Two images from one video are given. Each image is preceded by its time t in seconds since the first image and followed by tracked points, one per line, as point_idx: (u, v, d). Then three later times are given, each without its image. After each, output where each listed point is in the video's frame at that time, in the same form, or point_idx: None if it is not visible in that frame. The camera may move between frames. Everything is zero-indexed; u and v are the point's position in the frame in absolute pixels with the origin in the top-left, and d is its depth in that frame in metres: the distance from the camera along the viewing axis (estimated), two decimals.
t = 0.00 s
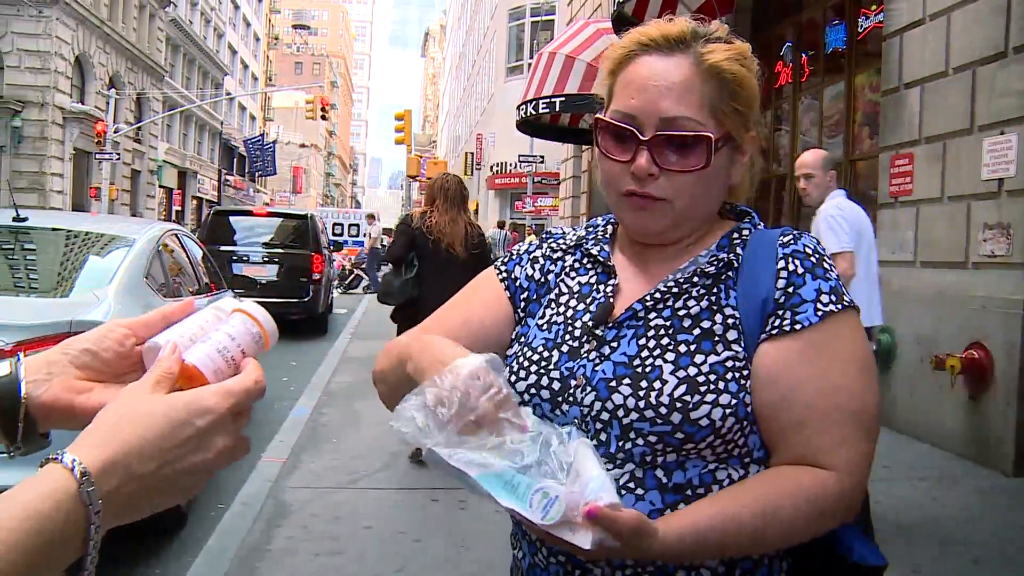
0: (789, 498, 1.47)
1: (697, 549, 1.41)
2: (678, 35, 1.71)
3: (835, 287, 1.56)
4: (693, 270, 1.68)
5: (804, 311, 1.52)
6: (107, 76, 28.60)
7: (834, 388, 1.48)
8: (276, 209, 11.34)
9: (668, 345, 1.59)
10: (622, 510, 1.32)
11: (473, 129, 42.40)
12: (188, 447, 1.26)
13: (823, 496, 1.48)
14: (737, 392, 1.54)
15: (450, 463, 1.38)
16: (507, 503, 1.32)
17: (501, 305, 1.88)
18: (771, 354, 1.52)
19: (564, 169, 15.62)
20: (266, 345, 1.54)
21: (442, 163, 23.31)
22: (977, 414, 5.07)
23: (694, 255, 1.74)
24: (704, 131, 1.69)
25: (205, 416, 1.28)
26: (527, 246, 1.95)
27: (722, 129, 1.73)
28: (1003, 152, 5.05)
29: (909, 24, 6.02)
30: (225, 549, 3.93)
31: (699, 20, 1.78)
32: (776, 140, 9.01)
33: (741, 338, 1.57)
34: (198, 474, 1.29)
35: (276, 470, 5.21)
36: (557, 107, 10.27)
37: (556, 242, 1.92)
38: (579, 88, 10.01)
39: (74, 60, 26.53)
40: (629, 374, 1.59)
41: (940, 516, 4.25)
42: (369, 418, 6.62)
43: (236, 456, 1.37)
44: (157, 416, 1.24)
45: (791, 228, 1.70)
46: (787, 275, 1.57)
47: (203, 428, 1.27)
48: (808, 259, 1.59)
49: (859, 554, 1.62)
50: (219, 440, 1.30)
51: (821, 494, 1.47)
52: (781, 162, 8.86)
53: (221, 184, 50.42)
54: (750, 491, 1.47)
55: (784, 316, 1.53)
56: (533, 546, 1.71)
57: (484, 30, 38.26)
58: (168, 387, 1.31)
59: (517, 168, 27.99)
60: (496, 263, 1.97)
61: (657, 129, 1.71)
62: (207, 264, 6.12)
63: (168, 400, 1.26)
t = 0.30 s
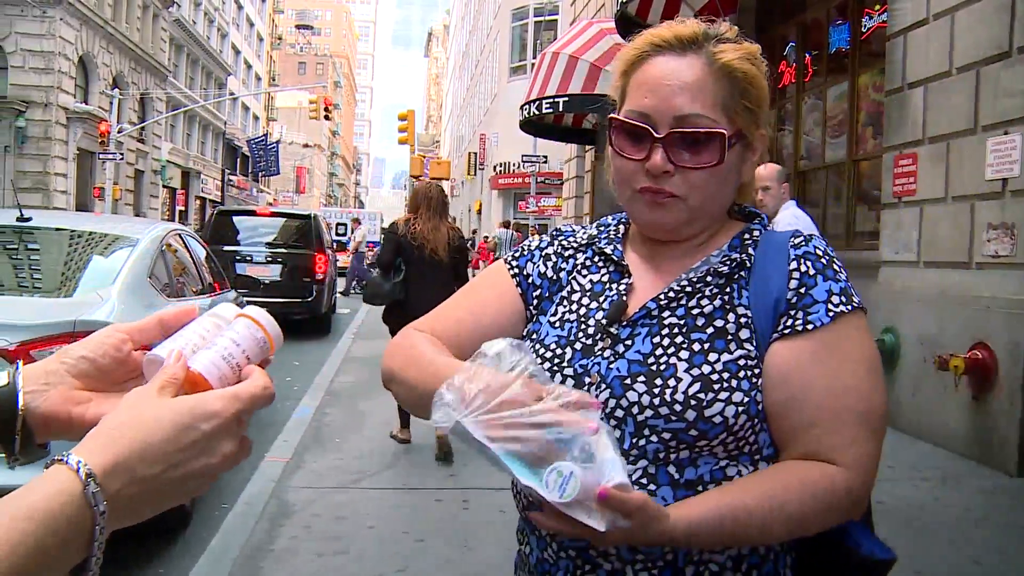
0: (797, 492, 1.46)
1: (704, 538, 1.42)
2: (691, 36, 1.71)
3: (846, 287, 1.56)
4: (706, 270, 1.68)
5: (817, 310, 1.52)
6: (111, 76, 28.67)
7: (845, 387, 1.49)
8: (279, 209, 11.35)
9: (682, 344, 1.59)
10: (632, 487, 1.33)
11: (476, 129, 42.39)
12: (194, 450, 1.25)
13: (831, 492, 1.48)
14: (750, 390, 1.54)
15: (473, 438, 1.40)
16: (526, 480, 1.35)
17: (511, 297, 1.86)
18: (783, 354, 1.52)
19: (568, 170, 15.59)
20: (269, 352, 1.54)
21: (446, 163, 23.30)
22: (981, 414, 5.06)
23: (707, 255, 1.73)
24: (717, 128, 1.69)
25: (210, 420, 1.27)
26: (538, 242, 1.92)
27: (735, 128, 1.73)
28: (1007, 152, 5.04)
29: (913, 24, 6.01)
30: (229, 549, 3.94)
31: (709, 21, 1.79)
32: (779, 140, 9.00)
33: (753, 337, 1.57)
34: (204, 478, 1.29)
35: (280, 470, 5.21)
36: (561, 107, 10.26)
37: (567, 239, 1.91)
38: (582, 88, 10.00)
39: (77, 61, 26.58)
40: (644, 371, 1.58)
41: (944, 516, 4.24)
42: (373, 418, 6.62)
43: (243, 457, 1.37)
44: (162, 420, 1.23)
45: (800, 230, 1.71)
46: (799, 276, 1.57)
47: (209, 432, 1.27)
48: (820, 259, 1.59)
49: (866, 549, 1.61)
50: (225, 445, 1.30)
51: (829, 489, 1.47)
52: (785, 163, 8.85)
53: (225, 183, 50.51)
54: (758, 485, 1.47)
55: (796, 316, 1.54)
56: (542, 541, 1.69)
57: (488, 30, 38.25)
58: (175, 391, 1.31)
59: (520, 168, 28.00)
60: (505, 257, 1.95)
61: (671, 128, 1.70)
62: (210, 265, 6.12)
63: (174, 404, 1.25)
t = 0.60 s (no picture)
0: (804, 487, 1.48)
1: (714, 531, 1.42)
2: (702, 36, 1.70)
3: (854, 286, 1.58)
4: (716, 267, 1.66)
5: (826, 308, 1.53)
6: (114, 76, 28.71)
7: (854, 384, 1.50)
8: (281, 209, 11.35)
9: (694, 340, 1.58)
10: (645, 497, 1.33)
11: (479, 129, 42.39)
12: (198, 451, 1.26)
13: (838, 486, 1.49)
14: (760, 387, 1.54)
15: (493, 444, 1.37)
16: (543, 488, 1.32)
17: (515, 293, 1.82)
18: (793, 351, 1.53)
19: (570, 170, 15.58)
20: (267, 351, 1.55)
21: (448, 163, 23.29)
22: (984, 415, 5.05)
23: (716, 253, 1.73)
24: (729, 127, 1.69)
25: (213, 421, 1.27)
26: (546, 237, 1.89)
27: (745, 128, 1.74)
28: (1011, 152, 5.03)
29: (916, 24, 5.99)
30: (231, 549, 3.94)
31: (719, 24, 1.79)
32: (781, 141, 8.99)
33: (763, 334, 1.57)
34: (208, 477, 1.29)
35: (282, 470, 5.22)
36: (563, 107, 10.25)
37: (574, 235, 1.88)
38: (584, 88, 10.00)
39: (80, 61, 26.60)
40: (657, 367, 1.57)
41: (947, 517, 4.23)
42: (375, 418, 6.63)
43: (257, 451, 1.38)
44: (165, 420, 1.23)
45: (806, 228, 1.72)
46: (809, 274, 1.58)
47: (212, 432, 1.27)
48: (827, 259, 1.61)
49: (869, 541, 1.60)
50: (227, 446, 1.30)
51: (837, 482, 1.49)
52: (787, 163, 8.84)
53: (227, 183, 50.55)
54: (767, 480, 1.48)
55: (806, 313, 1.55)
56: (551, 536, 1.67)
57: (490, 30, 38.22)
58: (179, 391, 1.31)
59: (522, 168, 28.00)
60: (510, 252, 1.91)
61: (684, 126, 1.70)
62: (213, 265, 6.12)
63: (177, 404, 1.25)
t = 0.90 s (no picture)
0: (806, 490, 1.51)
1: (721, 542, 1.44)
2: (705, 33, 1.72)
3: (856, 291, 1.59)
4: (721, 271, 1.68)
5: (829, 315, 1.54)
6: (114, 76, 28.72)
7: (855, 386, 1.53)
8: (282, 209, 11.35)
9: (700, 342, 1.58)
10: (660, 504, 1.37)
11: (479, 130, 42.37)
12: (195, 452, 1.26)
13: (838, 490, 1.52)
14: (764, 390, 1.55)
15: (518, 447, 1.35)
16: (569, 494, 1.32)
17: (517, 291, 1.81)
18: (797, 356, 1.54)
19: (570, 171, 15.58)
20: (269, 361, 1.55)
21: (448, 164, 23.31)
22: (985, 415, 5.05)
23: (719, 257, 1.73)
24: (728, 115, 1.70)
25: (208, 423, 1.27)
26: (548, 235, 1.88)
27: (746, 121, 1.74)
28: (1011, 152, 5.03)
29: (917, 24, 5.99)
30: (232, 549, 3.94)
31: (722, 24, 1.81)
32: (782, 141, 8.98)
33: (767, 338, 1.57)
34: (205, 479, 1.30)
35: (282, 470, 5.22)
36: (564, 107, 10.25)
37: (577, 234, 1.87)
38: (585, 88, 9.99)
39: (81, 61, 26.61)
40: (664, 369, 1.57)
41: (948, 516, 4.23)
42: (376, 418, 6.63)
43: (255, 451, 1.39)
44: (163, 420, 1.24)
45: (809, 233, 1.73)
46: (812, 281, 1.59)
47: (209, 434, 1.28)
48: (831, 264, 1.62)
49: (863, 539, 1.64)
50: (223, 449, 1.31)
51: (838, 486, 1.52)
52: (788, 163, 8.83)
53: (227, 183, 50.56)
54: (768, 487, 1.50)
55: (810, 319, 1.56)
56: (553, 533, 1.67)
57: (491, 30, 38.21)
58: (175, 392, 1.31)
59: (522, 168, 27.98)
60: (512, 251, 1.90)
61: (685, 114, 1.70)
62: (213, 265, 6.12)
63: (174, 404, 1.26)
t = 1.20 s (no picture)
0: (810, 493, 1.53)
1: (733, 552, 1.45)
2: (692, 32, 1.82)
3: (853, 293, 1.61)
4: (721, 273, 1.66)
5: (830, 316, 1.56)
6: (114, 76, 28.72)
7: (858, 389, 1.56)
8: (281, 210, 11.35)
9: (703, 344, 1.58)
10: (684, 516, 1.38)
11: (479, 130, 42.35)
12: (191, 451, 1.25)
13: (841, 491, 1.55)
14: (767, 392, 1.56)
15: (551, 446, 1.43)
16: (596, 496, 1.36)
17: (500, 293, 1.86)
18: (798, 358, 1.56)
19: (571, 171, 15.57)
20: (268, 369, 1.53)
21: (448, 164, 23.31)
22: (985, 415, 5.05)
23: (717, 257, 1.75)
24: (712, 93, 1.74)
25: (206, 422, 1.27)
26: (536, 243, 1.91)
27: (733, 105, 1.77)
28: (1011, 153, 5.03)
29: (917, 25, 5.99)
30: (233, 549, 3.95)
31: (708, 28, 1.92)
32: (782, 141, 8.98)
33: (768, 340, 1.58)
34: (205, 480, 1.28)
35: (283, 470, 5.22)
36: (564, 108, 10.25)
37: (569, 236, 1.89)
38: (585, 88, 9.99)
39: (81, 61, 26.63)
40: (666, 371, 1.57)
41: (947, 517, 4.24)
42: (376, 419, 6.63)
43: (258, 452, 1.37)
44: (159, 420, 1.24)
45: (805, 236, 1.75)
46: (812, 283, 1.60)
47: (205, 434, 1.27)
48: (828, 266, 1.63)
49: (859, 537, 1.64)
50: (222, 448, 1.29)
51: (841, 488, 1.55)
52: (787, 163, 8.83)
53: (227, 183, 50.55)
54: (768, 497, 1.51)
55: (811, 320, 1.57)
56: (556, 534, 1.66)
57: (490, 30, 38.20)
58: (173, 394, 1.31)
59: (522, 169, 27.98)
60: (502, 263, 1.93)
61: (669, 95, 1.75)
62: (213, 265, 6.12)
63: (170, 404, 1.26)
